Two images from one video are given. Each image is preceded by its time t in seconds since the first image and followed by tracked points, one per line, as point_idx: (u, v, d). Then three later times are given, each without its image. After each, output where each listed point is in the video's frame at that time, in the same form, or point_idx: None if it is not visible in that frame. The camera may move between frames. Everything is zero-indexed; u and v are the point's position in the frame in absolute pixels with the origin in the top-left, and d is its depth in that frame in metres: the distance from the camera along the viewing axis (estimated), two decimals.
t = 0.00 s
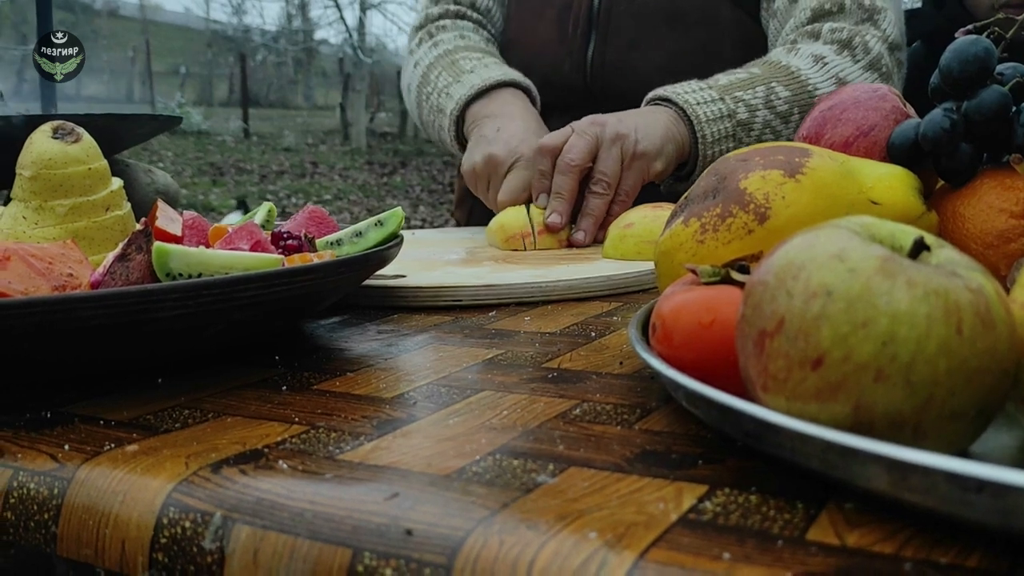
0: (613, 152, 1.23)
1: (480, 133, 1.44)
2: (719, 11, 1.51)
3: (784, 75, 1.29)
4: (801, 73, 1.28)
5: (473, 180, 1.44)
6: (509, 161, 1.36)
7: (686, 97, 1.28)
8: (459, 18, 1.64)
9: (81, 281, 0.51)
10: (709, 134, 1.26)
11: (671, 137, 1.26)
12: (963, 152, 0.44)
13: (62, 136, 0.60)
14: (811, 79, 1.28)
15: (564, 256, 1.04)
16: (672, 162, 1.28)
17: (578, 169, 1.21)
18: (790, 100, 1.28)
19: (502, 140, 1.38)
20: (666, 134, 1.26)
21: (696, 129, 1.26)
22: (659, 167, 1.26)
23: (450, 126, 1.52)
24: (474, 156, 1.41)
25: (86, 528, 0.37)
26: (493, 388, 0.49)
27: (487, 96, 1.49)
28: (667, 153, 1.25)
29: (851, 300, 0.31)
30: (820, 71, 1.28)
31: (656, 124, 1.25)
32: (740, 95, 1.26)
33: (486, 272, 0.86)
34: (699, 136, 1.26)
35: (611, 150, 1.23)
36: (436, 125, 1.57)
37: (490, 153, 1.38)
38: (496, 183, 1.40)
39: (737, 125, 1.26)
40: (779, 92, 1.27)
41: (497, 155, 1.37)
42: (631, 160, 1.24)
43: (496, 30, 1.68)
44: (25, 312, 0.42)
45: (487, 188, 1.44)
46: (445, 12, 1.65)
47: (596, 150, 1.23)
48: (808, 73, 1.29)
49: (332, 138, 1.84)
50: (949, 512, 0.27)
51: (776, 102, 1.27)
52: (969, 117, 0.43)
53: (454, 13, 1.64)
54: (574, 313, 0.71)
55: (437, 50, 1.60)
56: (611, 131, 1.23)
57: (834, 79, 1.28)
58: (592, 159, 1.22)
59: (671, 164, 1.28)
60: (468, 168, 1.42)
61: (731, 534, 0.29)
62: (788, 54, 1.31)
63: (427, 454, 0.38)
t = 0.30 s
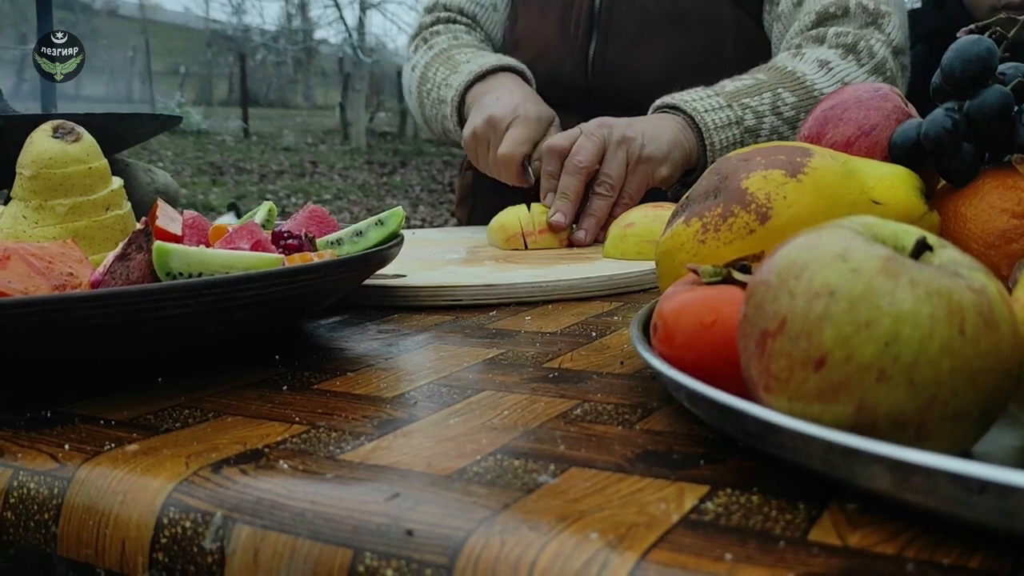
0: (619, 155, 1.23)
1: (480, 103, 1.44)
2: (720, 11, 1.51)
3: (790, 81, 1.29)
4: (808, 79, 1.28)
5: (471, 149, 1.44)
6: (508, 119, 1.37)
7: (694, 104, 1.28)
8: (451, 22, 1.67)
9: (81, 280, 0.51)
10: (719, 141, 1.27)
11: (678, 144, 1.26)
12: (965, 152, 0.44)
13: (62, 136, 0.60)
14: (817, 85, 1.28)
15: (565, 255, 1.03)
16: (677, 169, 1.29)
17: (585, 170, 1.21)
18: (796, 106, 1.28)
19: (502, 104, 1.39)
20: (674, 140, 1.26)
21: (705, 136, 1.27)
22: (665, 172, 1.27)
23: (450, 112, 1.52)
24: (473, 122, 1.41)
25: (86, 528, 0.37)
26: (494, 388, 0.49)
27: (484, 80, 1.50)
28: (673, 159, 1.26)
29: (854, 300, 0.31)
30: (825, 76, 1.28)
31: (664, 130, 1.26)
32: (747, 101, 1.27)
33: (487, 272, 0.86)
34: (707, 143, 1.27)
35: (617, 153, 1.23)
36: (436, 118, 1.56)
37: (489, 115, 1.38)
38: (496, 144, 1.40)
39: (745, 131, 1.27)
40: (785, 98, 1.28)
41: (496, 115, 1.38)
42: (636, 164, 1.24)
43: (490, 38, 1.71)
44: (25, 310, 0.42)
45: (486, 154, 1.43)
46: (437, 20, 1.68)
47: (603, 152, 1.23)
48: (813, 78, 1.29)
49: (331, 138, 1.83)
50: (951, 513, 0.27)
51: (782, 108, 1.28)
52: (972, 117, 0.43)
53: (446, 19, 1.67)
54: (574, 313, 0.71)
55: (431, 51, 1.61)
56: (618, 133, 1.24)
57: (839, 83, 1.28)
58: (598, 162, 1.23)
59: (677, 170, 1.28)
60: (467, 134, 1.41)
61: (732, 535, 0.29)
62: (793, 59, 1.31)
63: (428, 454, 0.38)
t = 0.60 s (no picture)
0: (618, 155, 1.23)
1: (491, 113, 1.44)
2: (724, 12, 1.51)
3: (793, 80, 1.29)
4: (810, 79, 1.29)
5: (480, 159, 1.44)
6: (522, 137, 1.37)
7: (695, 100, 1.28)
8: (469, 16, 1.66)
9: (82, 280, 0.51)
10: (719, 137, 1.27)
11: (677, 140, 1.26)
12: (967, 152, 0.44)
13: (62, 136, 0.60)
14: (819, 85, 1.28)
15: (565, 255, 1.03)
16: (677, 164, 1.29)
17: (584, 171, 1.20)
18: (798, 105, 1.28)
19: (515, 119, 1.39)
20: (673, 136, 1.26)
21: (706, 131, 1.27)
22: (664, 169, 1.27)
23: (460, 112, 1.52)
24: (485, 134, 1.41)
25: (87, 527, 0.37)
26: (495, 388, 0.49)
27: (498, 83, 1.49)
28: (672, 155, 1.26)
29: (857, 300, 0.31)
30: (828, 76, 1.28)
31: (662, 127, 1.26)
32: (749, 99, 1.26)
33: (488, 272, 0.86)
34: (708, 138, 1.27)
35: (616, 153, 1.23)
36: (446, 116, 1.58)
37: (502, 131, 1.38)
38: (507, 160, 1.40)
39: (745, 128, 1.27)
40: (787, 97, 1.28)
41: (509, 132, 1.38)
42: (636, 163, 1.24)
43: (503, 31, 1.71)
44: (26, 310, 0.42)
45: (495, 168, 1.44)
46: (455, 10, 1.67)
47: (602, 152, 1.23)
48: (816, 79, 1.29)
49: (331, 137, 1.83)
50: (954, 513, 0.27)
51: (784, 107, 1.28)
52: (974, 117, 0.43)
53: (464, 12, 1.67)
54: (575, 314, 0.71)
55: (446, 44, 1.61)
56: (616, 133, 1.24)
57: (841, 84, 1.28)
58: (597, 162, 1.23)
59: (676, 166, 1.28)
60: (478, 147, 1.42)
61: (734, 535, 0.29)
62: (796, 58, 1.31)
63: (430, 454, 0.38)
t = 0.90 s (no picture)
0: (623, 156, 1.24)
1: (491, 141, 1.44)
2: (725, 10, 1.51)
3: (793, 84, 1.29)
4: (811, 83, 1.28)
5: (482, 189, 1.44)
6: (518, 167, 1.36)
7: (697, 105, 1.28)
8: (464, 19, 1.67)
9: (83, 279, 0.51)
10: (722, 143, 1.27)
11: (681, 145, 1.27)
12: (969, 151, 0.44)
13: (63, 135, 0.60)
14: (820, 89, 1.28)
15: (565, 255, 1.03)
16: (681, 170, 1.28)
17: (588, 172, 1.21)
18: (799, 109, 1.28)
19: (513, 148, 1.39)
20: (677, 142, 1.26)
21: (709, 138, 1.27)
22: (668, 173, 1.27)
23: (460, 136, 1.53)
24: (484, 164, 1.41)
25: (88, 528, 0.37)
26: (496, 388, 0.49)
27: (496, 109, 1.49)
28: (677, 160, 1.26)
29: (860, 300, 0.31)
30: (828, 79, 1.28)
31: (667, 132, 1.26)
32: (751, 104, 1.27)
33: (488, 272, 0.86)
34: (711, 145, 1.27)
35: (620, 155, 1.24)
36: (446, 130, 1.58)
37: (498, 160, 1.38)
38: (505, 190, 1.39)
39: (749, 134, 1.27)
40: (789, 101, 1.28)
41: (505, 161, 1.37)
42: (639, 165, 1.24)
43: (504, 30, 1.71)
44: (27, 310, 0.42)
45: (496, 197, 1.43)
46: (450, 15, 1.68)
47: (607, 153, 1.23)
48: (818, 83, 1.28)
49: (331, 137, 1.84)
50: (956, 514, 0.27)
51: (786, 111, 1.28)
52: (975, 116, 0.43)
53: (459, 15, 1.67)
54: (576, 314, 0.71)
55: (445, 59, 1.61)
56: (621, 135, 1.24)
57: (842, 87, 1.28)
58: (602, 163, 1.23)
59: (680, 171, 1.28)
60: (477, 177, 1.41)
61: (737, 535, 0.29)
62: (796, 62, 1.31)
63: (431, 454, 0.38)
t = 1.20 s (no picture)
0: (624, 156, 1.24)
1: (491, 103, 1.44)
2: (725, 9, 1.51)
3: (792, 84, 1.29)
4: (810, 82, 1.28)
5: (482, 151, 1.44)
6: (520, 122, 1.37)
7: (697, 106, 1.28)
8: (462, 13, 1.67)
9: (79, 280, 0.51)
10: (723, 144, 1.27)
11: (682, 146, 1.26)
12: (967, 152, 0.44)
13: (60, 135, 0.60)
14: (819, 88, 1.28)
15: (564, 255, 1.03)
16: (681, 171, 1.28)
17: (590, 173, 1.21)
18: (799, 109, 1.28)
19: (514, 106, 1.39)
20: (677, 143, 1.26)
21: (710, 139, 1.27)
22: (668, 174, 1.27)
23: (459, 109, 1.51)
24: (484, 122, 1.41)
25: (84, 529, 0.37)
26: (494, 389, 0.49)
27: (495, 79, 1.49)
28: (677, 160, 1.26)
29: (858, 300, 0.31)
30: (826, 79, 1.28)
31: (668, 133, 1.26)
32: (751, 104, 1.26)
33: (487, 272, 0.86)
34: (711, 146, 1.27)
35: (621, 155, 1.24)
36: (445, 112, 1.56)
37: (501, 117, 1.38)
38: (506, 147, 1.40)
39: (749, 134, 1.26)
40: (789, 101, 1.28)
41: (508, 117, 1.38)
42: (639, 166, 1.25)
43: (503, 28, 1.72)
44: (22, 311, 0.42)
45: (496, 156, 1.43)
46: (448, 10, 1.68)
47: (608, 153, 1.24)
48: (816, 81, 1.28)
49: (331, 137, 1.83)
50: (953, 515, 0.27)
51: (786, 111, 1.28)
52: (974, 117, 0.43)
53: (457, 10, 1.67)
54: (574, 313, 0.71)
55: (443, 42, 1.61)
56: (622, 135, 1.25)
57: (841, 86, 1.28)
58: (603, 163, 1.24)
59: (680, 172, 1.28)
60: (478, 135, 1.41)
61: (734, 536, 0.29)
62: (795, 61, 1.31)
63: (428, 455, 0.38)
